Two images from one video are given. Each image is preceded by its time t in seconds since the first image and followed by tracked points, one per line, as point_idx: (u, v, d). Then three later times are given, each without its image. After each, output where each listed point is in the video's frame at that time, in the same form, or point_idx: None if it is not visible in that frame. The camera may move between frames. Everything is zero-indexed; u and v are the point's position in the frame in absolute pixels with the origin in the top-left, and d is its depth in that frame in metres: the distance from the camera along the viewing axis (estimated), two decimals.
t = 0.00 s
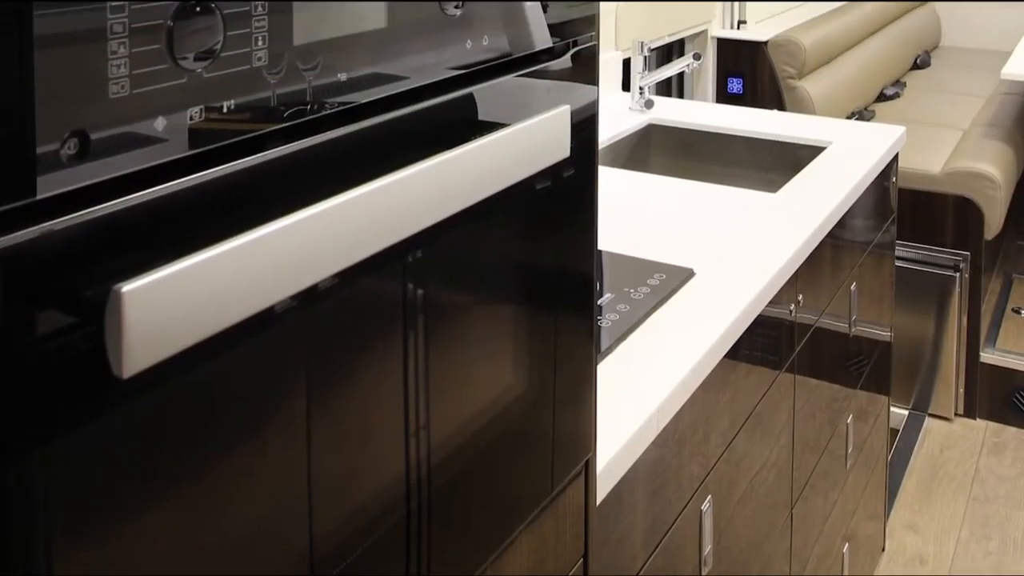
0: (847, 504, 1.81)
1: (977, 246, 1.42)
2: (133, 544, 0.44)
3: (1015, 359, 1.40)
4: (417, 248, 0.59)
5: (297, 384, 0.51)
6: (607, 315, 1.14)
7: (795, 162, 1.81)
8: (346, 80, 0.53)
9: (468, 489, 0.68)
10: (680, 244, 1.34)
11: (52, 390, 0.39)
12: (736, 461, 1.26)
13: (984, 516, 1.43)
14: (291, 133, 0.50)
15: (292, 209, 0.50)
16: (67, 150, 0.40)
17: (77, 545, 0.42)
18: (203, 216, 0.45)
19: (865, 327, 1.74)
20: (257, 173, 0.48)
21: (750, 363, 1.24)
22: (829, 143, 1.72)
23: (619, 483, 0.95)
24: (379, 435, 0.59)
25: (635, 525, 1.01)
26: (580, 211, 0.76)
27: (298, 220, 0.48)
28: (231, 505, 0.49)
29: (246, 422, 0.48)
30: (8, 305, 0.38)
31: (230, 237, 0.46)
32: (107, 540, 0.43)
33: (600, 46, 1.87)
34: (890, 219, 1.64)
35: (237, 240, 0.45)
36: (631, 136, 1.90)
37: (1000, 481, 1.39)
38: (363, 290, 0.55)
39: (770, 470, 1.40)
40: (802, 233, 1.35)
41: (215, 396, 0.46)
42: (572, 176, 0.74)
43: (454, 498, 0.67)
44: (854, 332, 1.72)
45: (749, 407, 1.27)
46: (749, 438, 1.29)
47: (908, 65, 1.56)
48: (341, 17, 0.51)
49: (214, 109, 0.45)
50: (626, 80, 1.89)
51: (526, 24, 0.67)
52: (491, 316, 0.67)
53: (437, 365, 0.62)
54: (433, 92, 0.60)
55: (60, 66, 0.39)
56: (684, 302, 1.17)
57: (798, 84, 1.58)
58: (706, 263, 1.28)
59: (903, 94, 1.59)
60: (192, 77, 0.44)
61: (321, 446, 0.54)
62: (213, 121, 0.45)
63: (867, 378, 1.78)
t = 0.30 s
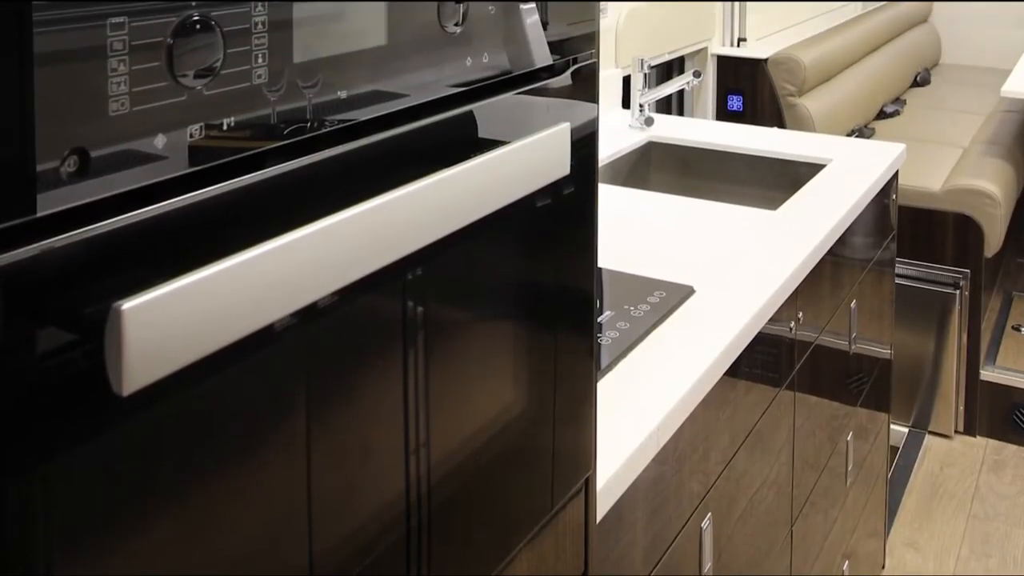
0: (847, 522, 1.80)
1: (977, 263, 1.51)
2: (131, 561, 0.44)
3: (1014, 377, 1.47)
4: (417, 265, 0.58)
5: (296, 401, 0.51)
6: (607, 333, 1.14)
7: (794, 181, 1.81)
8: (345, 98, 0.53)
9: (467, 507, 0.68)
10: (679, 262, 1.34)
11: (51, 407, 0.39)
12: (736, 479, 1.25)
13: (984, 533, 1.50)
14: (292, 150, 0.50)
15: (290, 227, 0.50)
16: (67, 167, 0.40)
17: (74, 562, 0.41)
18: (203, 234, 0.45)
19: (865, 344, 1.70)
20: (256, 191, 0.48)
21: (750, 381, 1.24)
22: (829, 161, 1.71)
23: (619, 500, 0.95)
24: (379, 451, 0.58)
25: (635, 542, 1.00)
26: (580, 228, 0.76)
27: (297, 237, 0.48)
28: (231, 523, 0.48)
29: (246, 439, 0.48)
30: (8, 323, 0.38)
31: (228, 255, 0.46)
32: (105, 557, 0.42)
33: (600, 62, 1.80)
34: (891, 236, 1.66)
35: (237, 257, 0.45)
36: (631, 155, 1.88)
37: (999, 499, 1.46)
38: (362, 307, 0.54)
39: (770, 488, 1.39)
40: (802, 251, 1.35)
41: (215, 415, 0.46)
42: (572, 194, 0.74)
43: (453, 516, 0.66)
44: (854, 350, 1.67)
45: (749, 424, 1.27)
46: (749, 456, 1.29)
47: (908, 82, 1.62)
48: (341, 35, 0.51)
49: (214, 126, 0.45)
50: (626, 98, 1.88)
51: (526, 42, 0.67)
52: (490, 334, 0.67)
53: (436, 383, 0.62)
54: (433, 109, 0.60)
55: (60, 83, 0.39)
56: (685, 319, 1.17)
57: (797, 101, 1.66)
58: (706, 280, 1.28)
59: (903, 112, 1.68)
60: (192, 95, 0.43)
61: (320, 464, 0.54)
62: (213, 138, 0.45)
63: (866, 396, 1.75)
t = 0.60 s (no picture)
0: (847, 541, 1.79)
1: (977, 283, 1.50)
2: None
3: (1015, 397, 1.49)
4: (417, 285, 0.58)
5: (297, 421, 0.51)
6: (607, 353, 1.14)
7: (795, 201, 1.84)
8: (345, 118, 0.53)
9: (467, 526, 0.67)
10: (680, 282, 1.34)
11: (52, 427, 0.39)
12: (736, 499, 1.25)
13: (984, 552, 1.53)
14: (292, 170, 0.50)
15: (292, 246, 0.50)
16: (67, 187, 0.39)
17: None
18: (204, 254, 0.45)
19: (864, 365, 1.75)
20: (257, 210, 0.48)
21: (750, 401, 1.24)
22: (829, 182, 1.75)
23: (619, 520, 0.94)
24: (379, 471, 0.58)
25: (635, 562, 1.00)
26: (580, 247, 0.76)
27: (299, 257, 0.48)
28: (230, 543, 0.48)
29: (247, 459, 0.48)
30: (7, 342, 0.37)
31: (230, 273, 0.46)
32: None
33: (600, 83, 1.84)
34: (890, 256, 1.67)
35: (238, 278, 0.45)
36: (632, 175, 1.92)
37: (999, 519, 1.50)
38: (363, 327, 0.54)
39: (770, 508, 1.39)
40: (800, 271, 1.35)
41: (215, 434, 0.46)
42: (572, 214, 0.74)
43: (453, 536, 0.66)
44: (853, 369, 1.74)
45: (749, 444, 1.26)
46: (749, 476, 1.28)
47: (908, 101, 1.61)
48: (340, 56, 0.51)
49: (214, 146, 0.45)
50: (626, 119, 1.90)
51: (526, 62, 0.67)
52: (491, 354, 0.66)
53: (437, 402, 0.62)
54: (433, 129, 0.60)
55: (59, 102, 0.39)
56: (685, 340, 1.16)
57: (797, 122, 1.65)
58: (706, 300, 1.27)
59: (903, 132, 1.65)
60: (192, 115, 0.43)
61: (321, 484, 0.53)
62: (213, 158, 0.45)
63: (866, 415, 1.79)
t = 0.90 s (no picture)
0: (847, 559, 1.79)
1: (977, 301, 1.51)
2: None
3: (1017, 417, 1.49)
4: (417, 302, 0.58)
5: (297, 438, 0.50)
6: (607, 370, 1.13)
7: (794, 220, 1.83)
8: (345, 135, 0.53)
9: (467, 544, 0.67)
10: (681, 300, 1.34)
11: (53, 444, 0.39)
12: (736, 517, 1.24)
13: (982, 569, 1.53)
14: (291, 189, 0.50)
15: (291, 264, 0.49)
16: (68, 205, 0.39)
17: None
18: (203, 272, 0.45)
19: (864, 383, 1.72)
20: (257, 228, 0.47)
21: (750, 419, 1.23)
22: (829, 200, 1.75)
23: (619, 537, 0.94)
24: (380, 488, 0.58)
25: None
26: (580, 264, 0.76)
27: (299, 274, 0.48)
28: (230, 560, 0.48)
29: (247, 476, 0.47)
30: (8, 358, 0.38)
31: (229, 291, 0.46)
32: None
33: (600, 97, 1.83)
34: (890, 273, 1.67)
35: (238, 295, 0.44)
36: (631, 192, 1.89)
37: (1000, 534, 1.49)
38: (363, 344, 0.54)
39: (770, 526, 1.38)
40: (800, 288, 1.35)
41: (216, 451, 0.45)
42: (572, 231, 0.74)
43: (452, 553, 0.65)
44: (854, 388, 1.70)
45: (749, 462, 1.26)
46: (749, 494, 1.28)
47: (908, 119, 1.63)
48: (340, 73, 0.51)
49: (214, 163, 0.45)
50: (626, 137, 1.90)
51: (526, 80, 0.67)
52: (490, 371, 0.66)
53: (437, 419, 0.61)
54: (433, 147, 0.60)
55: (61, 119, 0.39)
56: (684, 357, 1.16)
57: (797, 139, 1.67)
58: (707, 318, 1.27)
59: (903, 149, 1.68)
60: (192, 132, 0.43)
61: (321, 502, 0.53)
62: (213, 175, 0.45)
63: (867, 433, 1.77)
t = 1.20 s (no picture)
0: None
1: (977, 321, 1.57)
2: None
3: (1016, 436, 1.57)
4: (417, 322, 0.58)
5: (297, 458, 0.50)
6: (607, 391, 1.13)
7: (794, 240, 1.84)
8: (345, 155, 0.53)
9: (467, 564, 0.66)
10: (681, 320, 1.34)
11: (54, 464, 0.39)
12: (736, 536, 1.24)
13: None
14: (291, 209, 0.49)
15: (292, 283, 0.49)
16: (69, 225, 0.39)
17: None
18: (204, 292, 0.44)
19: (865, 403, 1.73)
20: (257, 247, 0.47)
21: (750, 439, 1.23)
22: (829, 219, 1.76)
23: (619, 557, 0.93)
24: (379, 508, 0.57)
25: None
26: (580, 285, 0.76)
27: (299, 294, 0.47)
28: None
29: (248, 496, 0.47)
30: (8, 376, 0.38)
31: (230, 310, 0.46)
32: None
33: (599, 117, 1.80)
34: (890, 293, 1.69)
35: (238, 315, 0.44)
36: (632, 214, 1.91)
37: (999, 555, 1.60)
38: (362, 364, 0.54)
39: (770, 546, 1.37)
40: (800, 309, 1.35)
41: (218, 470, 0.45)
42: (572, 251, 0.74)
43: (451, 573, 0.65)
44: (853, 408, 1.70)
45: (749, 482, 1.26)
46: (749, 513, 1.27)
47: (908, 138, 1.65)
48: (340, 94, 0.51)
49: (214, 183, 0.45)
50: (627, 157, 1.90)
51: (526, 99, 0.67)
52: (491, 392, 0.66)
53: (437, 439, 0.61)
54: (432, 167, 0.60)
55: (63, 140, 0.39)
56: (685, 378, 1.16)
57: (797, 158, 1.71)
58: (707, 338, 1.27)
59: (903, 169, 1.70)
60: (192, 152, 0.43)
61: (321, 522, 0.53)
62: (214, 195, 0.45)
63: (867, 453, 1.77)
